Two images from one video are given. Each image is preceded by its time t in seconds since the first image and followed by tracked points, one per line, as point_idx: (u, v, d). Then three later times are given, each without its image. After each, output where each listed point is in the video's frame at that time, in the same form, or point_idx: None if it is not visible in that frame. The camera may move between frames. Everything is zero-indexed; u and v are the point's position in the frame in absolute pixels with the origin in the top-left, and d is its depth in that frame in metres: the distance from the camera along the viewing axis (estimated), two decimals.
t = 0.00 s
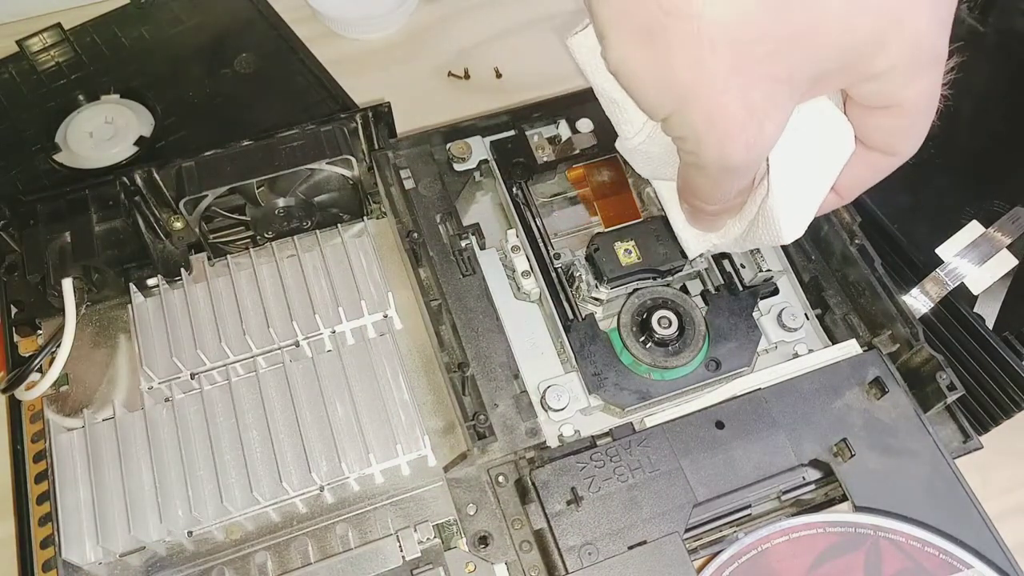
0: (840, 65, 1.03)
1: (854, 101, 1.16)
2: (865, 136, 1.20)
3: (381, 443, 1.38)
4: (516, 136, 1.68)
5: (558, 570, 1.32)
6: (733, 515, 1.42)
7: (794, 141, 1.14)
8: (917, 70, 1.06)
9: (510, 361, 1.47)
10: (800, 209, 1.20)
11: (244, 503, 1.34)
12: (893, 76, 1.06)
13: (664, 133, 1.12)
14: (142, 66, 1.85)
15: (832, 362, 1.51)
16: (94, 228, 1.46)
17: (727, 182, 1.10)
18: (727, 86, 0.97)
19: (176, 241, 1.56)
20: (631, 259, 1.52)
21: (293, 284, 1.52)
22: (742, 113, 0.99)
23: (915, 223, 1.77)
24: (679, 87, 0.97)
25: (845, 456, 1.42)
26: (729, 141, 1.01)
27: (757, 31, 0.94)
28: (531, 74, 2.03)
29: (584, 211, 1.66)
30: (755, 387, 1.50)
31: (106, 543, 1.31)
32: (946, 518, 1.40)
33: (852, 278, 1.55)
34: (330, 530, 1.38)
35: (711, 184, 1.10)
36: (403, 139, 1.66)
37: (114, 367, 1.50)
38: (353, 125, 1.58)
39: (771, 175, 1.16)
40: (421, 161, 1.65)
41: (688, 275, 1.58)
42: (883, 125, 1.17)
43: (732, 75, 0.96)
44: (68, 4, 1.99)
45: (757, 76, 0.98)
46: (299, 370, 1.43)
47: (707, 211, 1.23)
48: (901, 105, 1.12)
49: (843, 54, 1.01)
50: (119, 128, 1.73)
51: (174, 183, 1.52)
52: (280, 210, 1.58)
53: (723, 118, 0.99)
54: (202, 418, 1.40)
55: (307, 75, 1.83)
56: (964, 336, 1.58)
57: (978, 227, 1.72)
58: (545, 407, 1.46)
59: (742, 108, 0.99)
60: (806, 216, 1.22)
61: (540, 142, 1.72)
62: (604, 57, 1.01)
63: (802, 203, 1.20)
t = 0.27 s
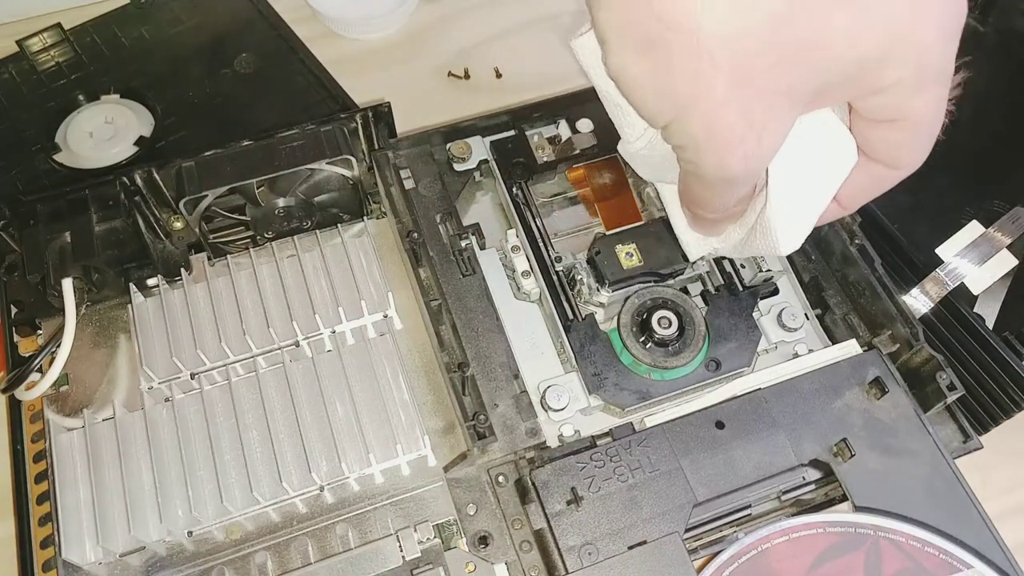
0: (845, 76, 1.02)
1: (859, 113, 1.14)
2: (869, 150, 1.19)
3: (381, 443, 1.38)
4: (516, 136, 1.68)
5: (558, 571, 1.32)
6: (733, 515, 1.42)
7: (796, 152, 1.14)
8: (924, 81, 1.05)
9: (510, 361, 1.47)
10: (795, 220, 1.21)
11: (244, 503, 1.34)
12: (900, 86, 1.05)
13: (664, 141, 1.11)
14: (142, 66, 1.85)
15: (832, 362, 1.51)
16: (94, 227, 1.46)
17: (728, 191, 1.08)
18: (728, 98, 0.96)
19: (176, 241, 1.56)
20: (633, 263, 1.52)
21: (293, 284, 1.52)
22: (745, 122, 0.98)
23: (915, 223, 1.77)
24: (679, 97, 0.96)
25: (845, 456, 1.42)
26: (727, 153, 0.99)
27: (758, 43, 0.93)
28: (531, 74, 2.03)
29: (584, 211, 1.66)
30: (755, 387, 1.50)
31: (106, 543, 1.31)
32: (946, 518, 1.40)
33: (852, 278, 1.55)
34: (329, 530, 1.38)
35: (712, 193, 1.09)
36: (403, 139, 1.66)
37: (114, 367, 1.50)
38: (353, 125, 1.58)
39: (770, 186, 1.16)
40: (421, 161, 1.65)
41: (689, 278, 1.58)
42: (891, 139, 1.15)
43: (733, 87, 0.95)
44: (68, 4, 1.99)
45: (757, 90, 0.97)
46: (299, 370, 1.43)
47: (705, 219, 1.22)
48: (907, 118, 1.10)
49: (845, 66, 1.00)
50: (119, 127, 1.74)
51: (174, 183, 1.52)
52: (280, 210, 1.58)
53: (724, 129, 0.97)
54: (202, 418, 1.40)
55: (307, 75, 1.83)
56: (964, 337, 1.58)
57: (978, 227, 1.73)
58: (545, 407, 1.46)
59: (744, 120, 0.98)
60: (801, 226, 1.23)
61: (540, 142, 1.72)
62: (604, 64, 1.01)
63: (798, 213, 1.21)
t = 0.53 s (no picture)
0: (831, 98, 0.97)
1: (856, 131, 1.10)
2: (867, 172, 1.13)
3: (381, 443, 1.38)
4: (516, 136, 1.68)
5: (558, 571, 1.32)
6: (734, 514, 1.42)
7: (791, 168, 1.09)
8: (919, 106, 1.00)
9: (510, 361, 1.47)
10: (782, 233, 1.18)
11: (244, 503, 1.34)
12: (895, 110, 1.00)
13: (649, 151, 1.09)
14: (142, 66, 1.85)
15: (832, 362, 1.51)
16: (94, 227, 1.46)
17: (712, 203, 1.06)
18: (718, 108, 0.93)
19: (176, 241, 1.56)
20: (635, 268, 1.52)
21: (293, 284, 1.52)
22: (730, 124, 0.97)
23: (915, 223, 1.77)
24: (656, 114, 0.95)
25: (845, 456, 1.42)
26: (702, 171, 0.98)
27: (737, 58, 0.91)
28: (531, 74, 2.03)
29: (584, 211, 1.67)
30: (755, 387, 1.50)
31: (106, 543, 1.31)
32: (946, 518, 1.40)
33: (852, 278, 1.55)
34: (330, 530, 1.38)
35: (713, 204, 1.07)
36: (403, 139, 1.66)
37: (114, 367, 1.50)
38: (353, 125, 1.58)
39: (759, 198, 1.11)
40: (421, 160, 1.65)
41: (693, 283, 1.57)
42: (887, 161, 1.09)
43: (712, 103, 0.94)
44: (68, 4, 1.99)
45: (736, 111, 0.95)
46: (299, 370, 1.43)
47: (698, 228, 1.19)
48: (904, 141, 1.05)
49: (836, 86, 0.96)
50: (118, 127, 1.74)
51: (174, 183, 1.52)
52: (280, 210, 1.58)
53: (703, 144, 0.96)
54: (202, 418, 1.40)
55: (307, 75, 1.83)
56: (964, 337, 1.58)
57: (979, 227, 1.72)
58: (545, 407, 1.46)
59: (727, 133, 0.96)
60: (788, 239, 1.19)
61: (540, 142, 1.72)
62: (586, 75, 1.01)
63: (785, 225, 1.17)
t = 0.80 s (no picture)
0: (830, 64, 0.87)
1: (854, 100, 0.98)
2: (864, 137, 1.00)
3: (381, 443, 1.38)
4: (516, 136, 1.68)
5: (558, 571, 1.32)
6: (734, 514, 1.41)
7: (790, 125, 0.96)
8: (919, 67, 0.90)
9: (510, 361, 1.47)
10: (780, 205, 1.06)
11: (244, 503, 1.34)
12: (894, 74, 0.90)
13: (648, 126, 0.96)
14: (142, 66, 1.85)
15: (832, 362, 1.51)
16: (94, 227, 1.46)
17: (708, 178, 0.94)
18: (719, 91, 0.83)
19: (176, 241, 1.56)
20: (633, 264, 1.51)
21: (293, 284, 1.52)
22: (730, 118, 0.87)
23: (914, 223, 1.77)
24: (650, 83, 0.84)
25: (845, 456, 1.42)
26: (701, 142, 0.86)
27: (740, 29, 0.81)
28: (531, 74, 2.03)
29: (584, 211, 1.67)
30: (755, 387, 1.50)
31: (106, 543, 1.31)
32: (946, 518, 1.40)
33: (852, 278, 1.55)
34: (330, 530, 1.38)
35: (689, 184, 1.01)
36: (403, 139, 1.67)
37: (114, 367, 1.50)
38: (353, 125, 1.58)
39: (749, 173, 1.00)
40: (421, 160, 1.65)
41: (690, 278, 1.58)
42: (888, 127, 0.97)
43: (707, 70, 0.82)
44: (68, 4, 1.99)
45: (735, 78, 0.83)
46: (299, 370, 1.43)
47: (692, 207, 1.07)
48: (901, 105, 0.94)
49: (835, 51, 0.85)
50: (118, 127, 1.74)
51: (174, 183, 1.52)
52: (280, 210, 1.58)
53: (700, 120, 0.85)
54: (202, 418, 1.40)
55: (307, 75, 1.83)
56: (964, 337, 1.58)
57: (979, 227, 1.72)
58: (545, 407, 1.46)
59: (727, 106, 0.84)
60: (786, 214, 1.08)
61: (540, 142, 1.72)
62: (582, 47, 0.92)
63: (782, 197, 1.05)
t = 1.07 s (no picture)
0: None
1: None
2: None
3: (381, 443, 1.38)
4: (516, 136, 1.68)
5: (558, 570, 1.32)
6: (734, 515, 1.41)
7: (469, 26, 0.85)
8: None
9: (510, 361, 1.47)
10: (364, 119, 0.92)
11: (244, 503, 1.34)
12: None
13: None
14: (142, 66, 1.85)
15: (832, 362, 1.51)
16: (94, 227, 1.46)
17: None
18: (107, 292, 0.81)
19: (176, 241, 1.56)
20: (633, 264, 1.53)
21: (293, 284, 1.51)
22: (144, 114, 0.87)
23: (914, 222, 1.75)
24: None
25: (845, 456, 1.42)
26: None
27: None
28: (531, 74, 2.03)
29: (584, 211, 1.66)
30: (756, 387, 1.50)
31: (106, 543, 1.31)
32: (946, 518, 1.40)
33: (852, 278, 1.56)
34: (330, 530, 1.38)
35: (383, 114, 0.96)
36: (403, 139, 1.67)
37: (114, 367, 1.50)
38: (353, 125, 1.58)
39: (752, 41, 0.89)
40: (422, 161, 1.66)
41: (690, 278, 1.58)
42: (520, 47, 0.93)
43: None
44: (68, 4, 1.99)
45: None
46: (299, 370, 1.43)
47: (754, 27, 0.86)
48: None
49: None
50: (118, 127, 1.74)
51: (173, 182, 1.52)
52: (280, 210, 1.58)
53: None
54: (202, 418, 1.40)
55: (307, 75, 1.83)
56: (964, 337, 1.58)
57: (978, 228, 1.72)
58: (544, 407, 1.46)
59: None
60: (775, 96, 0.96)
61: (540, 142, 1.72)
62: None
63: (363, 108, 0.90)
